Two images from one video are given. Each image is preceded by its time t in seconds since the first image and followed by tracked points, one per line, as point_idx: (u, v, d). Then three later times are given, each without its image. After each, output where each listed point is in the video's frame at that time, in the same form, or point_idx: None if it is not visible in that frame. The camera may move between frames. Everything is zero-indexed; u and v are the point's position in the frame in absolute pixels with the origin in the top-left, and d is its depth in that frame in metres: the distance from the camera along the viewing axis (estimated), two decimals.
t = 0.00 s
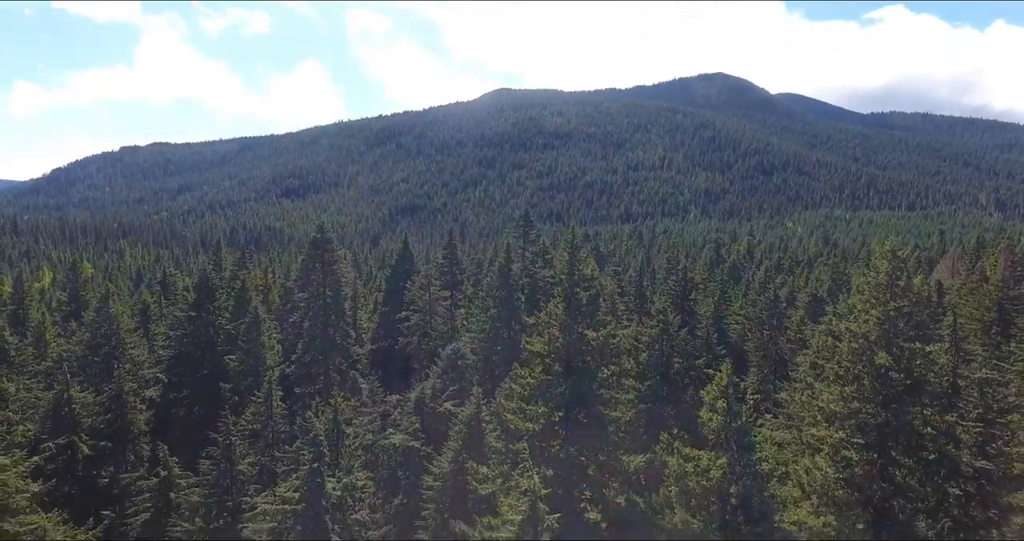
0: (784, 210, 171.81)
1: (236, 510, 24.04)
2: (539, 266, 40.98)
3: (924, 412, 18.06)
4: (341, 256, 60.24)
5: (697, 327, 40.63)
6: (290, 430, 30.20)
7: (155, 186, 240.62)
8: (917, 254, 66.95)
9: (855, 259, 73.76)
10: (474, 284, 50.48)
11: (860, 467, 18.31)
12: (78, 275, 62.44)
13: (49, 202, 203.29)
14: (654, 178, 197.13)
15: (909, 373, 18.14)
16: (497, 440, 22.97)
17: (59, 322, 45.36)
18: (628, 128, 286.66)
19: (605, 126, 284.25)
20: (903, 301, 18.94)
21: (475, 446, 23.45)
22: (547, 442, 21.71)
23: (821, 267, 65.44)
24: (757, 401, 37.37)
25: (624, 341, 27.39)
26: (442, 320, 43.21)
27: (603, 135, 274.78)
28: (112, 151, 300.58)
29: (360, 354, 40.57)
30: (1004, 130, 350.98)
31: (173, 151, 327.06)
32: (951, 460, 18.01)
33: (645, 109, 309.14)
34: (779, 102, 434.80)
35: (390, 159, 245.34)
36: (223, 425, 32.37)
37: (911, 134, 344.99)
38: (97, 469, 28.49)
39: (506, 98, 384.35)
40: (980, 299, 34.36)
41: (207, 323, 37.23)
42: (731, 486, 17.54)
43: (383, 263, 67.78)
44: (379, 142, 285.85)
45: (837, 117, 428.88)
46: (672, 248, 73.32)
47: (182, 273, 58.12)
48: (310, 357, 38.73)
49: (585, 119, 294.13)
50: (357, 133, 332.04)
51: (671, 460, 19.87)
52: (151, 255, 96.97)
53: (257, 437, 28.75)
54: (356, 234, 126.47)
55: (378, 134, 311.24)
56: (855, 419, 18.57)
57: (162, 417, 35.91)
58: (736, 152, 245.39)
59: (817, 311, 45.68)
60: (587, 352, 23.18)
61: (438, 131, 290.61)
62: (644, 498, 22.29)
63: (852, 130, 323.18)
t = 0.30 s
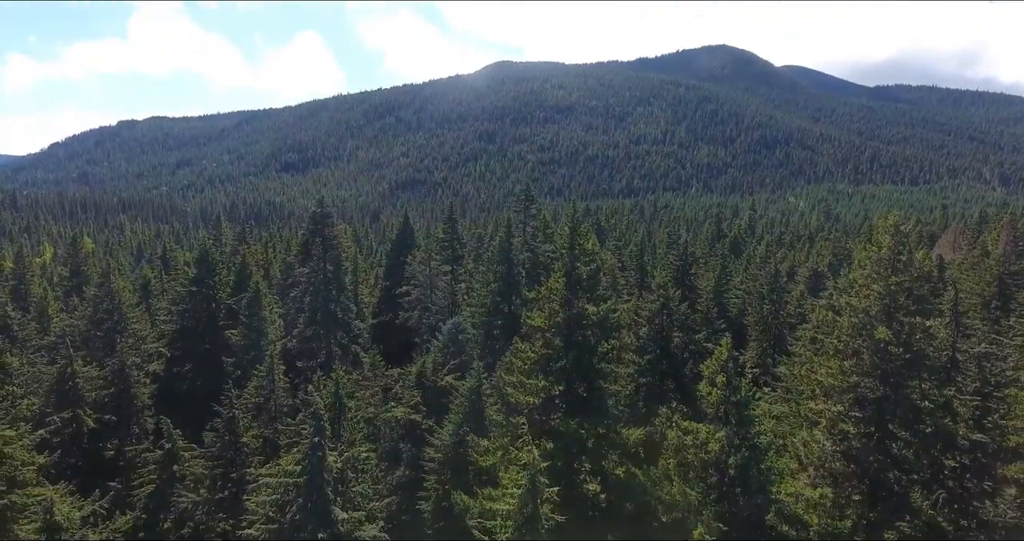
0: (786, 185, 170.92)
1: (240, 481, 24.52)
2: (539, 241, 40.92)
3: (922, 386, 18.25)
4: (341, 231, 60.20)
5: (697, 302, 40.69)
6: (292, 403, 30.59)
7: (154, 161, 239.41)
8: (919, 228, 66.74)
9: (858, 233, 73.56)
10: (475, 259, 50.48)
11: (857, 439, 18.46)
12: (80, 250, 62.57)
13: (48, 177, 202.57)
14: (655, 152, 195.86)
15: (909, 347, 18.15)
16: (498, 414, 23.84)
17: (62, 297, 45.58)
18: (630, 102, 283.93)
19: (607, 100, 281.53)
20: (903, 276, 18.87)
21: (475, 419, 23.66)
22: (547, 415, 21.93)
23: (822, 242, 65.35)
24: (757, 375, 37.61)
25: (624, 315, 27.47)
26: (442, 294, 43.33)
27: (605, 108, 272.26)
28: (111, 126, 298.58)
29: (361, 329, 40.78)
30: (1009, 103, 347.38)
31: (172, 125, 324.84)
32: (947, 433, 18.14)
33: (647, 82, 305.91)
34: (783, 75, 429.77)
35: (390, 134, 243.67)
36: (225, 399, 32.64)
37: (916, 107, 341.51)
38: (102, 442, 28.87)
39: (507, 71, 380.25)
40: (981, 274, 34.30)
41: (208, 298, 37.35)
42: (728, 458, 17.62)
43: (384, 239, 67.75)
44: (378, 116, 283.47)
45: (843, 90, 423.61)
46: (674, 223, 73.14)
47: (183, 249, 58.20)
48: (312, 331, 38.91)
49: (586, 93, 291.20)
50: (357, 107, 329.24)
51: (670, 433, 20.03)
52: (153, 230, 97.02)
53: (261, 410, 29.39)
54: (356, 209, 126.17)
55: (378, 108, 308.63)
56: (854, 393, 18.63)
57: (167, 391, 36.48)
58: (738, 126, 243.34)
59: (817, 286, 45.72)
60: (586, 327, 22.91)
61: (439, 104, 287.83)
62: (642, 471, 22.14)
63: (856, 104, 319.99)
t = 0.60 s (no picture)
0: (790, 149, 169.35)
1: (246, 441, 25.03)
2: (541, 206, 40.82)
3: (921, 350, 18.35)
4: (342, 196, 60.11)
5: (698, 266, 40.80)
6: (295, 366, 30.97)
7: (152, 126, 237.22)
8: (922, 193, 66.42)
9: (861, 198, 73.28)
10: (476, 224, 50.44)
11: (854, 403, 18.71)
12: (82, 216, 62.64)
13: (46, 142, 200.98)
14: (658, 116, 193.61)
15: (908, 312, 18.28)
16: (499, 378, 24.35)
17: (64, 262, 45.81)
18: (633, 64, 279.45)
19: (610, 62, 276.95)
20: (907, 242, 18.72)
21: (476, 382, 23.99)
22: (548, 379, 21.99)
23: (825, 206, 65.12)
24: (756, 339, 37.93)
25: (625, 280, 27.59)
26: (444, 259, 43.44)
27: (608, 70, 267.89)
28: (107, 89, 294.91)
29: (363, 294, 40.97)
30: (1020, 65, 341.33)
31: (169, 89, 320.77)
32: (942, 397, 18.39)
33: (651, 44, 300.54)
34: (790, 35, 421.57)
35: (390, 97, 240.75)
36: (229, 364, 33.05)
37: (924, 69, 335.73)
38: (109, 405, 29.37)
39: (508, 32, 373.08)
40: (983, 239, 34.20)
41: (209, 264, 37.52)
42: (726, 420, 17.72)
43: (384, 203, 67.48)
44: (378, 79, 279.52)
45: (851, 51, 415.33)
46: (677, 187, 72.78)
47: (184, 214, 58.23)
48: (314, 296, 39.15)
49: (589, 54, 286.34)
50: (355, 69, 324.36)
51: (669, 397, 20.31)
52: (152, 195, 96.58)
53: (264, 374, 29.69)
54: (356, 174, 125.48)
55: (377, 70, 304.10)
56: (851, 357, 18.83)
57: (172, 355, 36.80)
58: (743, 88, 239.92)
59: (818, 252, 45.67)
60: (587, 292, 22.54)
61: (439, 66, 283.34)
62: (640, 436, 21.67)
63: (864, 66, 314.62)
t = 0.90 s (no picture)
0: (795, 110, 167.04)
1: (251, 403, 25.53)
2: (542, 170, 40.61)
3: (920, 316, 18.46)
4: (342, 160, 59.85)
5: (699, 230, 40.79)
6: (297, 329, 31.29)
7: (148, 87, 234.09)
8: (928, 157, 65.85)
9: (865, 162, 72.77)
10: (477, 188, 50.28)
11: (851, 367, 18.86)
12: (81, 180, 62.55)
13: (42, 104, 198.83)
14: (662, 76, 190.50)
15: (908, 277, 18.37)
16: (499, 341, 24.46)
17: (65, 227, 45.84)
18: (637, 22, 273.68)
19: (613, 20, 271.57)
20: (910, 207, 18.90)
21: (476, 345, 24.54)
22: (548, 343, 22.29)
23: (829, 170, 64.66)
24: (755, 302, 38.22)
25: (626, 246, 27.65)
26: (445, 223, 43.38)
27: (611, 29, 262.61)
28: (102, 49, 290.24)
29: (364, 258, 41.04)
30: None
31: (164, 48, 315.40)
32: (942, 363, 18.48)
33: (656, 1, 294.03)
34: None
35: (389, 57, 236.95)
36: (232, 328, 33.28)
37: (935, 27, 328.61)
38: (114, 369, 29.69)
39: None
40: (987, 204, 33.98)
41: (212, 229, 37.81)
42: (724, 386, 17.79)
43: (384, 167, 67.01)
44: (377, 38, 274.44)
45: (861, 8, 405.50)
46: (679, 152, 72.26)
47: (182, 179, 58.01)
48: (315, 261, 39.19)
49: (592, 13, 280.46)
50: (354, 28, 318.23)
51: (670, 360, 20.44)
52: (151, 159, 95.93)
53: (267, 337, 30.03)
54: (355, 137, 124.41)
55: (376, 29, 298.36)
56: (851, 321, 19.03)
57: (174, 319, 36.87)
58: (749, 48, 235.42)
59: (820, 216, 45.44)
60: (587, 258, 22.90)
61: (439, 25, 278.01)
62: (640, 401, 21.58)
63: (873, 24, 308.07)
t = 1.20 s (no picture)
0: (802, 65, 163.78)
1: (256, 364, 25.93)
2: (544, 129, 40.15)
3: (920, 278, 18.49)
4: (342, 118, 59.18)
5: (702, 190, 40.57)
6: (299, 291, 31.44)
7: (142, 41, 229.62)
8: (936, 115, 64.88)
9: (871, 120, 71.78)
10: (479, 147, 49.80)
11: (850, 328, 19.07)
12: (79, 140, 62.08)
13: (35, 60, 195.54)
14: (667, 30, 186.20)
15: (912, 240, 18.35)
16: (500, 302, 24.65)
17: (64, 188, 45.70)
18: None
19: None
20: (917, 169, 18.50)
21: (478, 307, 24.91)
22: (549, 305, 22.46)
23: (835, 128, 63.82)
24: (756, 263, 38.31)
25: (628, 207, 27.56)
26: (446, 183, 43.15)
27: None
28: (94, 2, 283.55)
29: (364, 219, 40.93)
30: None
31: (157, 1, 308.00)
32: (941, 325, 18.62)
33: None
34: None
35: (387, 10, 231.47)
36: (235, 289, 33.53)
37: None
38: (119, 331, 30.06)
39: None
40: (994, 164, 33.61)
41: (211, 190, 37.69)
42: (723, 349, 18.00)
43: (384, 126, 66.26)
44: None
45: None
46: (683, 110, 71.25)
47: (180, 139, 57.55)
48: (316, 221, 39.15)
49: None
50: None
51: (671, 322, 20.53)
52: (149, 117, 94.83)
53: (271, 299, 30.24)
54: (354, 95, 122.65)
55: None
56: (851, 284, 19.13)
57: (177, 280, 36.66)
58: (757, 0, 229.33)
59: (825, 176, 45.03)
60: (588, 220, 22.65)
61: None
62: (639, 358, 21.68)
63: None
